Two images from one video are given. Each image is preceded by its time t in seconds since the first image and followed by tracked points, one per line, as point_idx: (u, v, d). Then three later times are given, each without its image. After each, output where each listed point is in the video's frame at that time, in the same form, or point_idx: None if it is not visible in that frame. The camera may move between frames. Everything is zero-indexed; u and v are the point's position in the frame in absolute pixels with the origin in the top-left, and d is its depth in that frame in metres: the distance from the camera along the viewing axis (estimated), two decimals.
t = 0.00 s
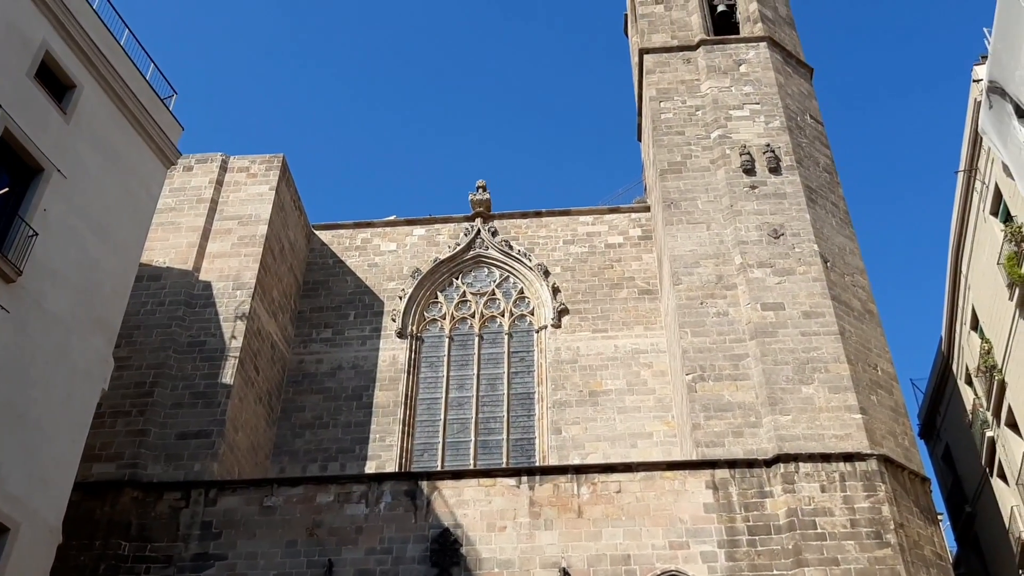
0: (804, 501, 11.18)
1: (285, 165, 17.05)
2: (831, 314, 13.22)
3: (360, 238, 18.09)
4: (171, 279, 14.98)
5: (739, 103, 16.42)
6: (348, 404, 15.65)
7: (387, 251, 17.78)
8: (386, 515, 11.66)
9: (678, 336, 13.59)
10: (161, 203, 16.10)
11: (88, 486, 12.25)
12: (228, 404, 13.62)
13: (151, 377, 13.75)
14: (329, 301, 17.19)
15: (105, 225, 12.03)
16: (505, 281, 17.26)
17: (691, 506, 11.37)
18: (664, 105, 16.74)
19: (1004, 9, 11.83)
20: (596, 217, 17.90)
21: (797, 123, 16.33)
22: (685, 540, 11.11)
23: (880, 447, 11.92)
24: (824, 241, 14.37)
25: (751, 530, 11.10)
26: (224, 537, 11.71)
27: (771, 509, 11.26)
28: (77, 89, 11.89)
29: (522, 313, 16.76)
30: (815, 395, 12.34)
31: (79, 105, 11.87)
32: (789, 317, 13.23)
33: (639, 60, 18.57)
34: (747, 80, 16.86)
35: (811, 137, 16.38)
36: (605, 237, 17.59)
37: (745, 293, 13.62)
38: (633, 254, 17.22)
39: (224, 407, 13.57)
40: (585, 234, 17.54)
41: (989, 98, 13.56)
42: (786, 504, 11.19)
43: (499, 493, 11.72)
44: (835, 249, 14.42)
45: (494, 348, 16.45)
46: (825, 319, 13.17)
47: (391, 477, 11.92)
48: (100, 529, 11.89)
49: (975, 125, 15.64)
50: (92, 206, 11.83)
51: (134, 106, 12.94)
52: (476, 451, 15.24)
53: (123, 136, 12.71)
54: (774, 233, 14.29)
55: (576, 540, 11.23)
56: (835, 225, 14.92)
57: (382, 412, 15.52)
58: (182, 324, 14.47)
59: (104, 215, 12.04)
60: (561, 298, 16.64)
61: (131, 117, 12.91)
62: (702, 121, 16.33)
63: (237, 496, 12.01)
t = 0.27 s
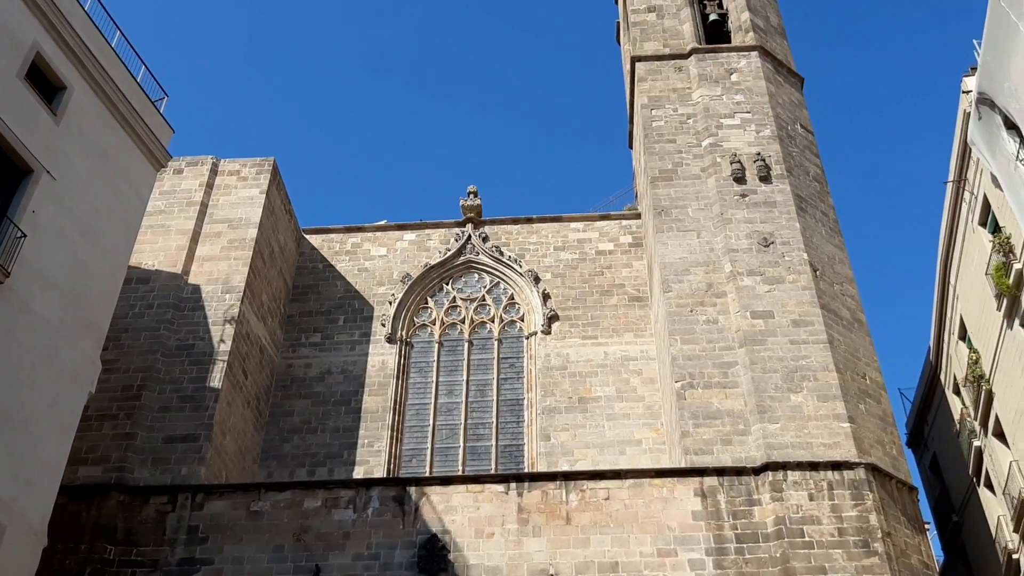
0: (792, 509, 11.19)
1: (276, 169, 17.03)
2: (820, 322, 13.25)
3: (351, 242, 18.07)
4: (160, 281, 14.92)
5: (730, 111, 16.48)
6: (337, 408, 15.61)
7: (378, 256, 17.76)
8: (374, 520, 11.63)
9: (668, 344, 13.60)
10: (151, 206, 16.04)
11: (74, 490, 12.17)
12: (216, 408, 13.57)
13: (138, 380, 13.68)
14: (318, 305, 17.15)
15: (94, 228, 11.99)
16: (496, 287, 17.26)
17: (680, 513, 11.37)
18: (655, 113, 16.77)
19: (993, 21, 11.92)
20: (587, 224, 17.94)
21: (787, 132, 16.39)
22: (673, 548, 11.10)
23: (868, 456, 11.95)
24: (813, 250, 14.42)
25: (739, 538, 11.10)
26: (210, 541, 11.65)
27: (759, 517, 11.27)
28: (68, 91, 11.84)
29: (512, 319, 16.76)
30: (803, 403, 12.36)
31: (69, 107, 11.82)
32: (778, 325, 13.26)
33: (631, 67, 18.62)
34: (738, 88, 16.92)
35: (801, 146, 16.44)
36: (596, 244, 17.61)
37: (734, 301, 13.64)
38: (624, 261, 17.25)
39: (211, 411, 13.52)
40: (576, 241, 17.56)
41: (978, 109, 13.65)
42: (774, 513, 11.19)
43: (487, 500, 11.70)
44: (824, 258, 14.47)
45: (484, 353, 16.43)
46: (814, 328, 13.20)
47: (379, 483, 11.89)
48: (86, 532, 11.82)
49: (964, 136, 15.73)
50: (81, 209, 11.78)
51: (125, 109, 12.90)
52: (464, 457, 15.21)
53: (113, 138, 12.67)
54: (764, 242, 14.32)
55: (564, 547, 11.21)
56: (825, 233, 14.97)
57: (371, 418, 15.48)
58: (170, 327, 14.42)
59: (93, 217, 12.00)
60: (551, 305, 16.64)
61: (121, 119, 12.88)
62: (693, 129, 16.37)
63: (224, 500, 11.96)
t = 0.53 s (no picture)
0: (781, 517, 11.19)
1: (267, 173, 17.01)
2: (810, 331, 13.28)
3: (342, 247, 18.06)
4: (150, 285, 14.87)
5: (722, 120, 16.53)
6: (326, 414, 15.57)
7: (369, 261, 17.75)
8: (362, 526, 11.59)
9: (658, 351, 13.61)
10: (141, 208, 15.99)
11: (60, 494, 12.11)
12: (205, 412, 13.52)
13: (127, 383, 13.62)
14: (308, 309, 17.12)
15: (83, 230, 11.94)
16: (487, 293, 17.25)
17: (669, 521, 11.37)
18: (647, 120, 16.80)
19: (983, 33, 11.99)
20: (578, 230, 17.97)
21: (778, 141, 16.45)
22: (661, 555, 11.10)
23: (856, 464, 11.98)
24: (803, 259, 14.47)
25: (728, 546, 11.10)
26: (197, 546, 11.59)
27: (748, 525, 11.27)
28: (59, 93, 11.80)
29: (503, 325, 16.75)
30: (793, 411, 12.38)
31: (60, 109, 11.78)
32: (768, 333, 13.28)
33: (623, 75, 18.66)
34: (730, 97, 16.97)
35: (792, 155, 16.49)
36: (587, 250, 17.64)
37: (724, 309, 13.67)
38: (615, 268, 17.28)
39: (200, 415, 13.47)
40: (567, 247, 17.58)
41: (968, 120, 13.72)
42: (763, 521, 11.20)
43: (476, 506, 11.68)
44: (814, 267, 14.52)
45: (474, 359, 16.41)
46: (804, 336, 13.23)
47: (368, 488, 11.86)
48: (72, 536, 11.75)
49: (954, 146, 15.81)
50: (71, 211, 11.75)
51: (117, 111, 12.88)
52: (454, 463, 15.18)
53: (104, 141, 12.64)
54: (754, 250, 14.36)
55: (553, 554, 11.19)
56: (815, 242, 15.03)
57: (361, 423, 15.45)
58: (159, 330, 14.36)
59: (83, 220, 11.96)
60: (542, 311, 16.64)
61: (113, 121, 12.85)
62: (685, 137, 16.41)
63: (212, 505, 11.91)
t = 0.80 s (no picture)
0: (770, 525, 11.20)
1: (259, 178, 16.99)
2: (800, 339, 13.32)
3: (333, 252, 18.04)
4: (140, 289, 14.83)
5: (714, 128, 16.58)
6: (316, 419, 15.53)
7: (360, 266, 17.74)
8: (351, 533, 11.56)
9: (649, 358, 13.63)
10: (132, 212, 15.95)
11: (48, 498, 12.04)
12: (194, 417, 13.48)
13: (116, 388, 13.56)
14: (299, 315, 17.09)
15: (73, 234, 11.90)
16: (478, 299, 17.25)
17: (658, 528, 11.36)
18: (639, 128, 16.84)
19: (973, 44, 12.05)
20: (570, 237, 17.99)
21: (770, 150, 16.51)
22: (651, 563, 11.09)
23: (846, 473, 12.01)
24: (794, 267, 14.51)
25: (717, 554, 11.10)
26: (185, 552, 11.55)
27: (737, 533, 11.28)
28: (50, 96, 11.77)
29: (494, 332, 16.74)
30: (782, 419, 12.40)
31: (51, 112, 11.74)
32: (759, 341, 13.31)
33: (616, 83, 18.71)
34: (722, 106, 17.03)
35: (783, 164, 16.55)
36: (579, 257, 17.66)
37: (715, 317, 13.69)
38: (606, 275, 17.30)
39: (189, 420, 13.42)
40: (559, 254, 17.60)
41: (958, 130, 13.77)
42: (752, 529, 11.20)
43: (466, 513, 11.66)
44: (805, 276, 14.56)
45: (465, 366, 16.39)
46: (794, 344, 13.26)
47: (357, 494, 11.84)
48: (59, 541, 11.68)
49: (944, 156, 15.88)
50: (62, 214, 11.71)
51: (108, 115, 12.85)
52: (444, 470, 15.16)
53: (95, 144, 12.61)
54: (745, 258, 14.39)
55: (542, 561, 11.18)
56: (805, 251, 15.07)
57: (350, 429, 15.41)
58: (149, 334, 14.31)
59: (73, 223, 11.93)
60: (533, 318, 16.64)
61: (104, 124, 12.82)
62: (677, 145, 16.45)
63: (200, 510, 11.87)
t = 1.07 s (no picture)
0: (759, 534, 11.20)
1: (250, 183, 16.97)
2: (790, 348, 13.35)
3: (324, 258, 18.02)
4: (129, 293, 14.78)
5: (705, 137, 16.63)
6: (305, 425, 15.49)
7: (351, 272, 17.72)
8: (340, 540, 11.52)
9: (639, 366, 13.64)
10: (123, 216, 15.90)
11: (35, 503, 11.97)
12: (183, 423, 13.43)
13: (105, 393, 13.50)
14: (289, 321, 17.06)
15: (63, 237, 11.85)
16: (469, 306, 17.24)
17: (648, 537, 11.36)
18: (631, 136, 16.88)
19: (962, 56, 12.14)
20: (561, 245, 18.02)
21: (761, 159, 16.56)
22: (640, 572, 11.08)
23: (835, 482, 12.03)
24: (784, 277, 14.55)
25: (706, 563, 11.10)
26: (173, 558, 11.49)
27: (726, 542, 11.28)
28: (42, 99, 11.72)
29: (485, 339, 16.73)
30: (772, 428, 12.42)
31: (42, 115, 11.69)
32: (749, 350, 13.34)
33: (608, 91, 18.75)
34: (713, 115, 17.08)
35: (774, 173, 16.60)
36: (570, 265, 17.69)
37: (705, 325, 13.71)
38: (597, 283, 17.33)
39: (178, 426, 13.37)
40: (550, 261, 17.61)
41: (948, 141, 13.84)
42: (741, 538, 11.21)
43: (455, 520, 11.64)
44: (795, 285, 14.60)
45: (456, 373, 16.38)
46: (784, 353, 13.29)
47: (346, 501, 11.81)
48: (46, 547, 11.62)
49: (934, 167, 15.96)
50: (52, 218, 11.66)
51: (100, 119, 12.82)
52: (433, 477, 15.13)
53: (86, 148, 12.57)
54: (736, 267, 14.42)
55: (531, 569, 11.16)
56: (796, 260, 15.12)
57: (340, 435, 15.38)
58: (138, 339, 14.26)
59: (63, 227, 11.88)
60: (524, 325, 16.64)
61: (95, 129, 12.79)
62: (668, 154, 16.49)
63: (188, 516, 11.82)
